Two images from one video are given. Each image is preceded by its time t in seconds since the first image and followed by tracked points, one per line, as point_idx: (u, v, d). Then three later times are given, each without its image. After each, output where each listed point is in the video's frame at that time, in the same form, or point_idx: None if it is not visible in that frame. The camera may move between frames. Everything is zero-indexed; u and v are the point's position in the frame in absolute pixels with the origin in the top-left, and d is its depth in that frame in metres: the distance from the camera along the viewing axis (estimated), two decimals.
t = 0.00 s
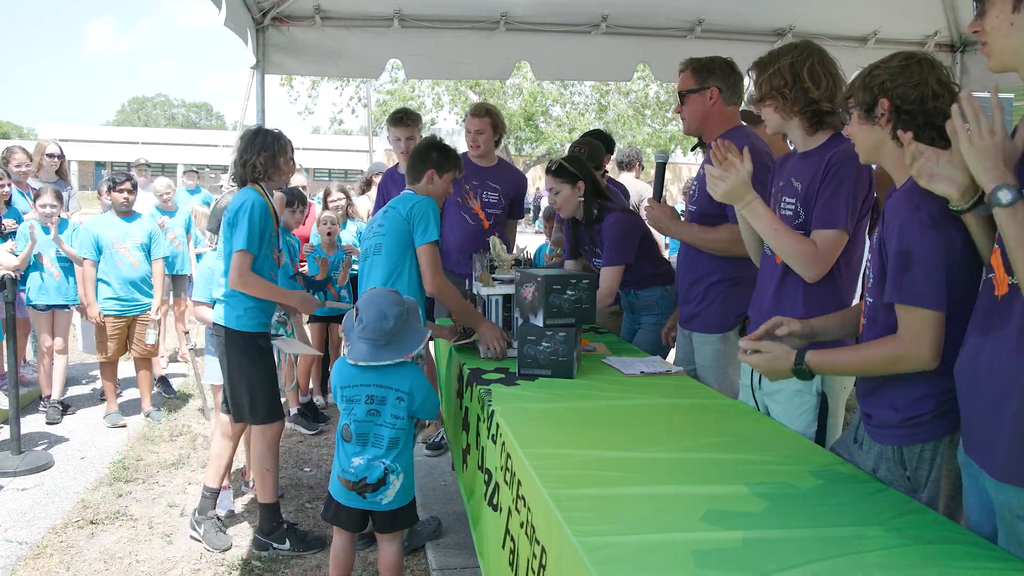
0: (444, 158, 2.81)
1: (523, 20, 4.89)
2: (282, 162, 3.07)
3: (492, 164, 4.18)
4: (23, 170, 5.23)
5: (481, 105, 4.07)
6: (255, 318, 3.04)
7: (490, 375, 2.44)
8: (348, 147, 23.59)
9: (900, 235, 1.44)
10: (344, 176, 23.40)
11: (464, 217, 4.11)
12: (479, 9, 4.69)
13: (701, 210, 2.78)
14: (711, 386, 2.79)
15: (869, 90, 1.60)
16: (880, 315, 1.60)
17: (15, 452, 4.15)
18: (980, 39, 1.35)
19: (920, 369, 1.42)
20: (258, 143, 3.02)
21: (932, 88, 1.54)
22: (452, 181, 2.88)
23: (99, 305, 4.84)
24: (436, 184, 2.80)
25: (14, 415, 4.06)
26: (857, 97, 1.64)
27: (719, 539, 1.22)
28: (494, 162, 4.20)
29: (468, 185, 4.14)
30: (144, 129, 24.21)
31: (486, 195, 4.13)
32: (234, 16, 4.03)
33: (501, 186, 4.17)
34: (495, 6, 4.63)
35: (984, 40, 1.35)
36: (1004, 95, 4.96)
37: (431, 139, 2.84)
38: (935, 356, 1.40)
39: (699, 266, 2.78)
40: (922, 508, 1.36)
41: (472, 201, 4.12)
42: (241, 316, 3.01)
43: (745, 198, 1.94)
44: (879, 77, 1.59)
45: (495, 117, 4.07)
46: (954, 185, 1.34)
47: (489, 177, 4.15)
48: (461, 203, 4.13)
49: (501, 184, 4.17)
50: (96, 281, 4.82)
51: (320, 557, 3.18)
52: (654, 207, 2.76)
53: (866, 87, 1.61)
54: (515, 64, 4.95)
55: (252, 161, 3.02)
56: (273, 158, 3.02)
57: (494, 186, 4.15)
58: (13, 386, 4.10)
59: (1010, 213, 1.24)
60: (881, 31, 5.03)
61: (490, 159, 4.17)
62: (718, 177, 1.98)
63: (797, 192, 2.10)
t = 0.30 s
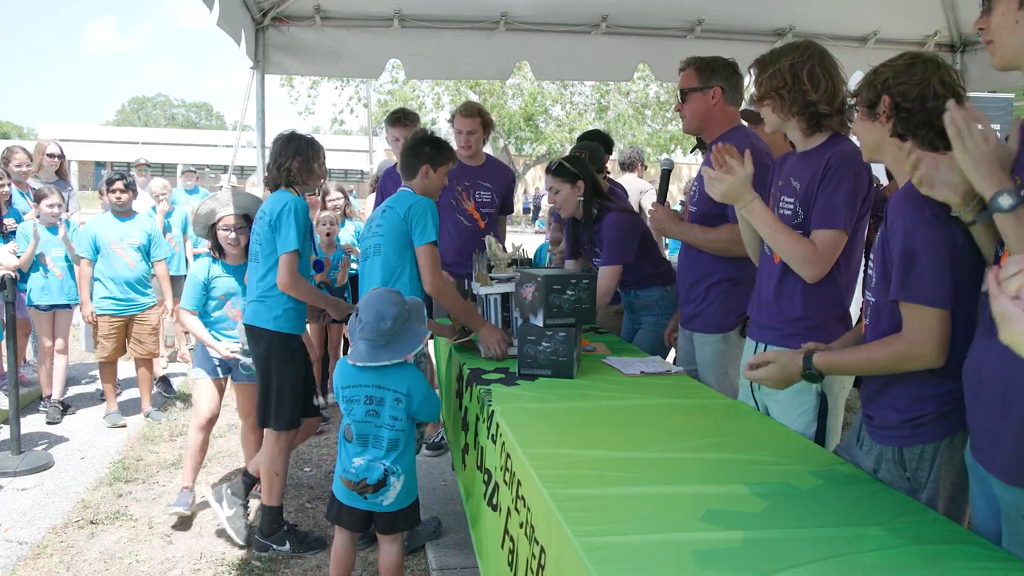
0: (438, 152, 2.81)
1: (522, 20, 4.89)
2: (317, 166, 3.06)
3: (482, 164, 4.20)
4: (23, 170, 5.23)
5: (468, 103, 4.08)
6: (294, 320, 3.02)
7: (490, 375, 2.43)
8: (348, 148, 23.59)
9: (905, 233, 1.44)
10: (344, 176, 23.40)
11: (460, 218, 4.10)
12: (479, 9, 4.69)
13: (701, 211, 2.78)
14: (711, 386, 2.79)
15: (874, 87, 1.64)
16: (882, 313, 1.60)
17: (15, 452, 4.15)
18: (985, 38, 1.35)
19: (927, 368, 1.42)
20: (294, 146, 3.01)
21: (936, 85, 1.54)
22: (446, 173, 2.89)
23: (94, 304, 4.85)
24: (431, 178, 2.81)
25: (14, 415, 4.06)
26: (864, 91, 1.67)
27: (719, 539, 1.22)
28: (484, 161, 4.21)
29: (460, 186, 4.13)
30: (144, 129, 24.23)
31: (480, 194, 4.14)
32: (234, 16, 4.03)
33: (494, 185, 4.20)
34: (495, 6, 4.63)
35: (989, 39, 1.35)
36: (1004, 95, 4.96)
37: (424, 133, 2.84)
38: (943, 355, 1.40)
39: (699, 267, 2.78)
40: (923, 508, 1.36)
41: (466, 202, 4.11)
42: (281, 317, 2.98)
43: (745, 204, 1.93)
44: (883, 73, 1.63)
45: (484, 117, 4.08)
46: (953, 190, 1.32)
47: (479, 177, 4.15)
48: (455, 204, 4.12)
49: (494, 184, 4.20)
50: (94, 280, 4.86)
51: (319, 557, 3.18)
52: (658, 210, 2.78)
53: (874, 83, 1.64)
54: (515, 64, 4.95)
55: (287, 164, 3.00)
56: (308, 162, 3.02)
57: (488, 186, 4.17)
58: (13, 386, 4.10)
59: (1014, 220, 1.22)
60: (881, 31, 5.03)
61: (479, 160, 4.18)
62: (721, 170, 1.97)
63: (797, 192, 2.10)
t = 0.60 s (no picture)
0: (442, 152, 2.81)
1: (522, 20, 4.89)
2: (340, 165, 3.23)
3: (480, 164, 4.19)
4: (23, 170, 5.23)
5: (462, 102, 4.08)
6: (321, 321, 3.12)
7: (490, 375, 2.43)
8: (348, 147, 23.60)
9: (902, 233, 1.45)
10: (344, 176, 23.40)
11: (462, 220, 4.07)
12: (479, 9, 4.69)
13: (702, 211, 2.79)
14: (711, 385, 2.79)
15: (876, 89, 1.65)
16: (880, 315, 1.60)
17: (15, 452, 4.14)
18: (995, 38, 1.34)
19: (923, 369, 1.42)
20: (319, 146, 3.19)
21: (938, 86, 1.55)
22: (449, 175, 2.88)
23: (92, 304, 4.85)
24: (431, 179, 2.80)
25: (14, 415, 4.06)
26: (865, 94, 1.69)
27: (719, 539, 1.22)
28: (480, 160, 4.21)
29: (460, 188, 4.12)
30: (144, 129, 24.25)
31: (480, 195, 4.15)
32: (234, 16, 4.04)
33: (494, 184, 4.20)
34: (495, 6, 4.63)
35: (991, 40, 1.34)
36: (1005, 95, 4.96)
37: (429, 134, 2.85)
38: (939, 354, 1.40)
39: (700, 267, 2.78)
40: (923, 508, 1.36)
41: (467, 204, 4.09)
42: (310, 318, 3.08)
43: (744, 205, 1.95)
44: (885, 75, 1.64)
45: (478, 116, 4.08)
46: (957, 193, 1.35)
47: (477, 177, 4.14)
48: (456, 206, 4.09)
49: (494, 184, 4.21)
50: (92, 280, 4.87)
51: (319, 557, 3.18)
52: (660, 209, 2.78)
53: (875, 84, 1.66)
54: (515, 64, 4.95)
55: (312, 162, 3.18)
56: (333, 161, 3.19)
57: (487, 186, 4.17)
58: (13, 386, 4.10)
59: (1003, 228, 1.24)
60: (881, 31, 5.03)
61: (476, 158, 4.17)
62: (718, 177, 1.96)
63: (796, 192, 2.10)
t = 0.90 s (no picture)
0: (450, 155, 2.80)
1: (522, 20, 4.89)
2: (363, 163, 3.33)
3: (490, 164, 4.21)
4: (23, 170, 5.24)
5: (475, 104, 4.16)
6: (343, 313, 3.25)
7: (490, 375, 2.43)
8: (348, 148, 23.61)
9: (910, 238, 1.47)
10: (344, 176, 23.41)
11: (468, 219, 4.03)
12: (479, 9, 4.69)
13: (702, 211, 2.79)
14: (711, 385, 2.79)
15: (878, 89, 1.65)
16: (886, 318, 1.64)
17: (15, 452, 4.15)
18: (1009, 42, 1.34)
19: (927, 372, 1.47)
20: (344, 141, 3.29)
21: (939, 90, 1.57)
22: (456, 181, 2.86)
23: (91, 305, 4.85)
24: (437, 181, 2.80)
25: (14, 415, 4.06)
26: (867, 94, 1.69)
27: (718, 539, 1.22)
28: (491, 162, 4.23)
29: (471, 188, 4.14)
30: (144, 129, 24.28)
31: (488, 196, 4.16)
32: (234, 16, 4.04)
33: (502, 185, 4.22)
34: (495, 6, 4.63)
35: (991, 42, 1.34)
36: (1005, 95, 4.96)
37: (439, 137, 2.85)
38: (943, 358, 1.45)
39: (699, 267, 2.78)
40: (922, 509, 1.36)
41: (475, 205, 4.09)
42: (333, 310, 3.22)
43: (743, 205, 1.99)
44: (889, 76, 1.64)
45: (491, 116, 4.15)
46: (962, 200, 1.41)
47: (489, 177, 4.18)
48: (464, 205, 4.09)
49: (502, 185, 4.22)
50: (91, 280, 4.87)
51: (319, 557, 3.18)
52: (660, 209, 2.78)
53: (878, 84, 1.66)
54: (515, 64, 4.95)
55: (335, 158, 3.27)
56: (355, 158, 3.28)
57: (496, 187, 4.19)
58: (13, 386, 4.10)
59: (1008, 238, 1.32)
60: (881, 31, 5.03)
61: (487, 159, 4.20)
62: (717, 175, 1.98)
63: (797, 192, 2.10)
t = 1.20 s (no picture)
0: (457, 160, 2.80)
1: (522, 20, 4.89)
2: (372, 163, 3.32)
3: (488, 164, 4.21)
4: (22, 169, 5.25)
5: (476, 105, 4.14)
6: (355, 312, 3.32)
7: (490, 375, 2.43)
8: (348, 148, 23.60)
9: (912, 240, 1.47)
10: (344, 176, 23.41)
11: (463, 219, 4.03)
12: (479, 9, 4.69)
13: (702, 211, 2.79)
14: (711, 386, 2.80)
15: (881, 91, 1.66)
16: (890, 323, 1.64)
17: (15, 452, 4.15)
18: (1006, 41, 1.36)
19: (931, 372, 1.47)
20: (353, 141, 3.29)
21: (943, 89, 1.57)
22: (461, 186, 2.86)
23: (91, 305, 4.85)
24: (442, 185, 2.80)
25: (14, 415, 4.06)
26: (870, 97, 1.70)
27: (718, 539, 1.22)
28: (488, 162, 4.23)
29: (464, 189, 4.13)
30: (144, 129, 24.29)
31: (483, 196, 4.17)
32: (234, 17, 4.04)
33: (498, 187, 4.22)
34: (495, 6, 4.63)
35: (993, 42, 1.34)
36: (1005, 96, 4.96)
37: (444, 142, 2.84)
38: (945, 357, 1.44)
39: (700, 266, 2.78)
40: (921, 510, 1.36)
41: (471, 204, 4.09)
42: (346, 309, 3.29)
43: (742, 201, 1.99)
44: (892, 78, 1.64)
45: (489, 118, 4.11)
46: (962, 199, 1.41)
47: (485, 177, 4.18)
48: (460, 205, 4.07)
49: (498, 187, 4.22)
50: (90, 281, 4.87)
51: (320, 557, 3.19)
52: (660, 209, 2.77)
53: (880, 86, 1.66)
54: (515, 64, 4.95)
55: (343, 157, 3.27)
56: (363, 157, 3.26)
57: (490, 187, 4.19)
58: (14, 386, 4.10)
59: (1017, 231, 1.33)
60: (881, 31, 5.03)
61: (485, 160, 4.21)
62: (717, 173, 1.97)
63: (797, 192, 2.10)
